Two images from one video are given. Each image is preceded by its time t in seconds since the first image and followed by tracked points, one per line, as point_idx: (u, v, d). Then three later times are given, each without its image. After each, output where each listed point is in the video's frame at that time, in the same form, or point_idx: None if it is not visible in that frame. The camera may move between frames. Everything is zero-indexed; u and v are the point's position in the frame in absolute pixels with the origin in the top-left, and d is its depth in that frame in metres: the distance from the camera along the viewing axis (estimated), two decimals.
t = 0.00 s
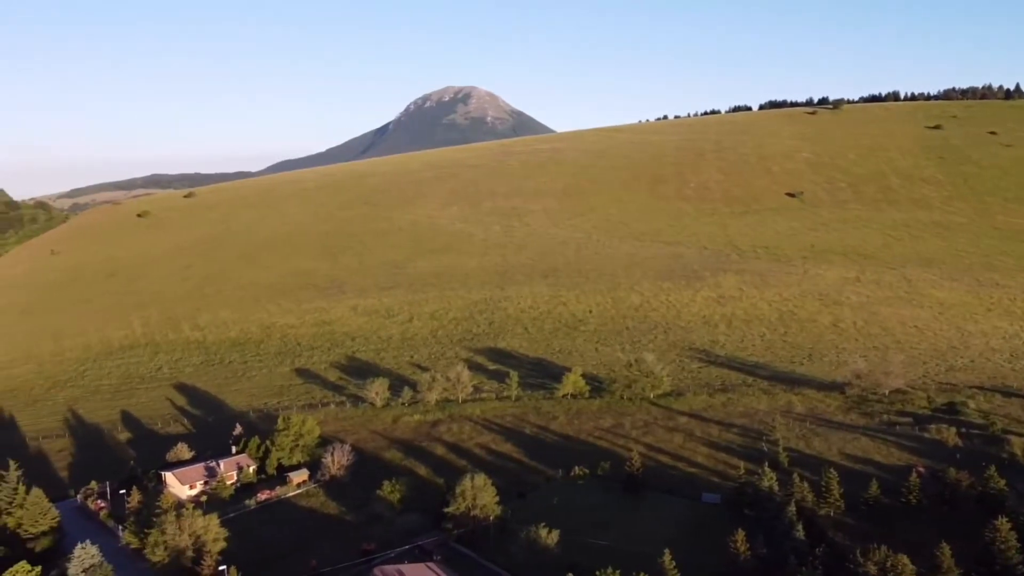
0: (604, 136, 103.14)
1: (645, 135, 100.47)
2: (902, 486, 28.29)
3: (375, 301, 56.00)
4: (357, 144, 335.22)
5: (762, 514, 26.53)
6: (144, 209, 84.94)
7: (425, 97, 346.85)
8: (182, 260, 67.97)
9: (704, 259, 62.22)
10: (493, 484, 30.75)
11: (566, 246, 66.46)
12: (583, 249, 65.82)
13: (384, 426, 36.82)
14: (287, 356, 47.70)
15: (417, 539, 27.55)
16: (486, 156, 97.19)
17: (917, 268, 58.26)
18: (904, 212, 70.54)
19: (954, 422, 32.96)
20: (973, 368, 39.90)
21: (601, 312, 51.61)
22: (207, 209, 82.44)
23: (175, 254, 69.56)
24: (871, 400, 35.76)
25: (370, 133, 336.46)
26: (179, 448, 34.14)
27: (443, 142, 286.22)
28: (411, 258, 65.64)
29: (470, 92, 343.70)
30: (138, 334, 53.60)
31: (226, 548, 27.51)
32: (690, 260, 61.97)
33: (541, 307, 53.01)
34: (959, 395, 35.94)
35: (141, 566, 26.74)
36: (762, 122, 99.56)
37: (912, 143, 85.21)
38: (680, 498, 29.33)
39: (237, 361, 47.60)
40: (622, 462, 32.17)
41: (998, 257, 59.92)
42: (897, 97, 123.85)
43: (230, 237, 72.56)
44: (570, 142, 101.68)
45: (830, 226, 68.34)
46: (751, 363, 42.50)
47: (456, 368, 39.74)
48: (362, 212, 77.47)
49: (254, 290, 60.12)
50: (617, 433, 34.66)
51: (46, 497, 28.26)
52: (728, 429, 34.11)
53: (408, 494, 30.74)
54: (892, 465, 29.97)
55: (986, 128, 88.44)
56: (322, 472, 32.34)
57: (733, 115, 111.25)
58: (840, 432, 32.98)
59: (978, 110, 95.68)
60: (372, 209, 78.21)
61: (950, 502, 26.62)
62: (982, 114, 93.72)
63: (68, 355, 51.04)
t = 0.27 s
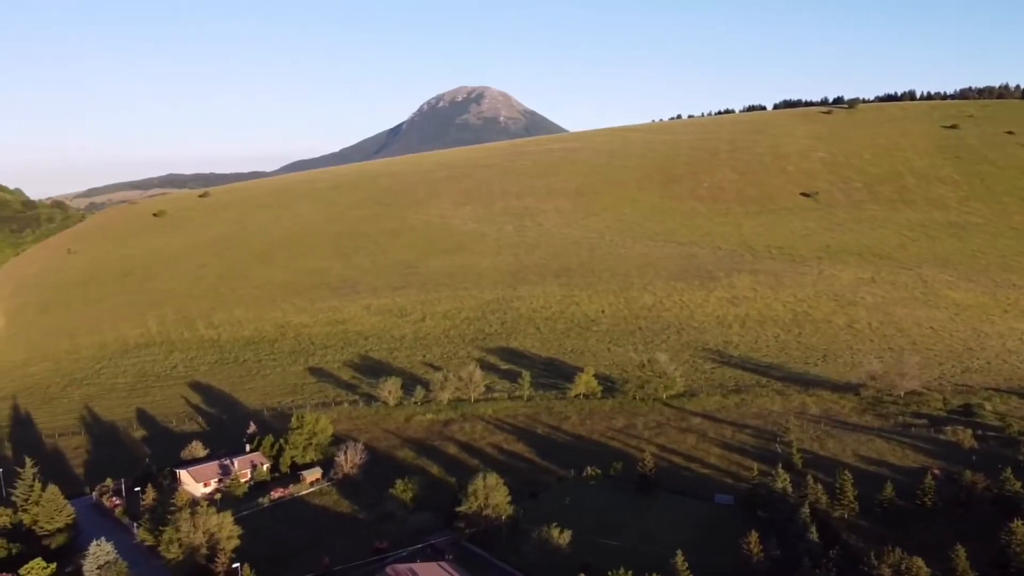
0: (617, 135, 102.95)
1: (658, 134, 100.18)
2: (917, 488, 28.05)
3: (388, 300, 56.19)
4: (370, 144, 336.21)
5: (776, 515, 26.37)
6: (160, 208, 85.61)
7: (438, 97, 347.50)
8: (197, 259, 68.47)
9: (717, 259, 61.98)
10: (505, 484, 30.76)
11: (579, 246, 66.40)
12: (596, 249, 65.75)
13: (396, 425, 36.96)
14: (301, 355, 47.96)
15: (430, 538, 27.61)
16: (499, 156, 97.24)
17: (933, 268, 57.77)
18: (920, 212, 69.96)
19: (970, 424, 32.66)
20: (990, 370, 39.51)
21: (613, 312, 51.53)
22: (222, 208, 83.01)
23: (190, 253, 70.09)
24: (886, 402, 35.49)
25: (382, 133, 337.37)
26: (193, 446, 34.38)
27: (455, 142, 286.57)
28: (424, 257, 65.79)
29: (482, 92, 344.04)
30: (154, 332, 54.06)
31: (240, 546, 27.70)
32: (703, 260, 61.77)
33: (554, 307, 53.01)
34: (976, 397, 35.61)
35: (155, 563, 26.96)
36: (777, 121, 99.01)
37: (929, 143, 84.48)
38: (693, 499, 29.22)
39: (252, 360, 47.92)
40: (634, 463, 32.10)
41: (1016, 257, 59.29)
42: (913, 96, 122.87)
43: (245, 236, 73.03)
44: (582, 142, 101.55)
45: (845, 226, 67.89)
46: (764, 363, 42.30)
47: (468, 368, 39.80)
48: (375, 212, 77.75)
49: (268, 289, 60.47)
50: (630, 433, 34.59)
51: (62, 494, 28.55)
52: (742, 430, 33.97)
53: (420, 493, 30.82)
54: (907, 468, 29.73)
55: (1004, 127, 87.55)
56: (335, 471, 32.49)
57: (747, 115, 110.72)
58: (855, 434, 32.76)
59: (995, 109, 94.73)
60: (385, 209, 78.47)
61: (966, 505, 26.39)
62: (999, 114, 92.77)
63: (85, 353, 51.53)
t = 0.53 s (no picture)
0: (628, 135, 102.75)
1: (669, 134, 99.89)
2: (930, 490, 27.84)
3: (399, 300, 56.33)
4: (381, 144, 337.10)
5: (787, 516, 26.23)
6: (173, 208, 86.18)
7: (449, 97, 347.90)
8: (209, 259, 68.90)
9: (729, 259, 61.74)
10: (516, 484, 30.79)
11: (590, 246, 66.32)
12: (607, 249, 65.65)
13: (407, 424, 37.07)
14: (313, 354, 48.18)
15: (441, 538, 27.66)
16: (510, 156, 97.24)
17: (948, 269, 57.31)
18: (934, 212, 69.42)
19: (985, 426, 32.39)
20: (1005, 371, 39.16)
21: (624, 312, 51.44)
22: (234, 208, 83.47)
23: (203, 252, 70.54)
24: (899, 403, 35.24)
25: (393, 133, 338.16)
26: (206, 444, 34.60)
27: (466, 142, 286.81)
28: (435, 257, 65.90)
29: (493, 92, 344.15)
30: (167, 331, 54.44)
31: (252, 543, 27.85)
32: (715, 260, 61.55)
33: (565, 307, 52.97)
34: (990, 398, 35.31)
35: (168, 560, 27.16)
36: (789, 121, 98.53)
37: (943, 142, 83.83)
38: (704, 500, 29.14)
39: (264, 359, 48.18)
40: (645, 463, 32.04)
41: None
42: (927, 95, 121.95)
43: (257, 236, 73.43)
44: (594, 141, 101.40)
45: (858, 226, 67.46)
46: (776, 364, 42.11)
47: (479, 367, 39.83)
48: (387, 212, 77.95)
49: (280, 289, 60.75)
50: (641, 434, 34.54)
51: (76, 492, 28.82)
52: (754, 431, 33.81)
53: (431, 492, 30.88)
54: (920, 469, 29.52)
55: (1019, 126, 86.75)
56: (346, 469, 32.61)
57: (759, 114, 110.21)
58: (867, 435, 32.55)
59: (1011, 108, 93.87)
60: (397, 209, 78.66)
61: (979, 507, 26.17)
62: (1015, 113, 91.92)
63: (99, 351, 51.96)
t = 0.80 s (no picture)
0: (643, 134, 102.44)
1: (684, 133, 99.48)
2: (948, 492, 27.57)
3: (413, 299, 56.50)
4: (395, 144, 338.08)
5: (803, 518, 26.05)
6: (190, 207, 87.00)
7: (464, 97, 348.32)
8: (225, 258, 69.43)
9: (745, 259, 61.40)
10: (529, 483, 30.81)
11: (604, 246, 66.20)
12: (622, 248, 65.53)
13: (422, 423, 37.21)
14: (328, 352, 48.46)
15: (455, 537, 27.73)
16: (524, 155, 97.23)
17: (967, 269, 56.70)
18: (953, 213, 68.69)
19: (1003, 428, 32.03)
20: None
21: (638, 312, 51.31)
22: (250, 207, 84.06)
23: (219, 251, 71.12)
24: (916, 405, 34.92)
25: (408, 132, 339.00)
26: (222, 442, 34.87)
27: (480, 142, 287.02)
28: (449, 257, 66.03)
29: (508, 92, 344.14)
30: (184, 329, 54.94)
31: (267, 541, 28.04)
32: (730, 260, 61.26)
33: (578, 307, 52.92)
34: (1009, 400, 34.90)
35: (184, 557, 27.42)
36: (806, 120, 97.83)
37: (962, 141, 82.93)
38: (718, 501, 29.03)
39: (280, 357, 48.51)
40: (659, 464, 31.96)
41: None
42: (946, 94, 120.69)
43: (273, 235, 73.95)
44: (608, 141, 101.19)
45: (875, 227, 66.89)
46: (792, 365, 41.85)
47: (493, 367, 39.89)
48: (402, 211, 78.19)
49: (296, 288, 61.12)
50: (655, 434, 34.47)
51: (93, 488, 28.97)
52: (769, 432, 33.64)
53: (445, 491, 30.95)
54: (937, 472, 29.24)
55: None
56: (361, 468, 32.77)
57: (775, 113, 109.51)
58: (884, 437, 32.29)
59: None
60: (411, 209, 78.87)
61: (998, 510, 25.89)
62: None
63: (117, 349, 52.56)
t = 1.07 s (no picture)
0: (657, 134, 102.13)
1: (698, 133, 99.10)
2: (964, 495, 27.30)
3: (427, 299, 56.64)
4: (408, 145, 338.91)
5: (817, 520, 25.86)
6: (205, 207, 87.69)
7: (478, 97, 348.67)
8: (240, 257, 69.92)
9: (759, 259, 61.09)
10: (542, 483, 30.80)
11: (618, 246, 66.07)
12: (635, 248, 65.38)
13: (434, 422, 37.30)
14: (341, 351, 48.70)
15: (467, 536, 27.77)
16: (537, 155, 97.20)
17: (984, 270, 56.10)
18: (970, 213, 68.00)
19: (1021, 430, 31.69)
20: None
21: (651, 313, 51.18)
22: (264, 207, 84.57)
23: (234, 251, 71.62)
24: (932, 406, 34.61)
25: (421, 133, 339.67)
26: (236, 440, 35.11)
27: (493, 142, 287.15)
28: (463, 256, 66.13)
29: (522, 92, 344.10)
30: (199, 328, 55.39)
31: (280, 538, 28.19)
32: (745, 260, 60.98)
33: (591, 307, 52.87)
34: None
35: (198, 554, 27.69)
36: (821, 119, 97.17)
37: (980, 141, 82.08)
38: (732, 503, 28.89)
39: (294, 356, 48.77)
40: (672, 464, 31.88)
41: None
42: (963, 93, 119.48)
43: (287, 235, 74.38)
44: (621, 141, 100.96)
45: (891, 227, 66.34)
46: (807, 366, 41.60)
47: (506, 366, 39.93)
48: (415, 211, 78.40)
49: (310, 287, 61.45)
50: (668, 435, 34.39)
51: (109, 485, 29.28)
52: (783, 433, 33.46)
53: (457, 490, 31.00)
54: (953, 474, 28.98)
55: None
56: (374, 467, 32.91)
57: (791, 113, 108.83)
58: (899, 439, 32.01)
59: None
60: (425, 208, 79.05)
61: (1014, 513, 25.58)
62: None
63: (133, 348, 53.04)
